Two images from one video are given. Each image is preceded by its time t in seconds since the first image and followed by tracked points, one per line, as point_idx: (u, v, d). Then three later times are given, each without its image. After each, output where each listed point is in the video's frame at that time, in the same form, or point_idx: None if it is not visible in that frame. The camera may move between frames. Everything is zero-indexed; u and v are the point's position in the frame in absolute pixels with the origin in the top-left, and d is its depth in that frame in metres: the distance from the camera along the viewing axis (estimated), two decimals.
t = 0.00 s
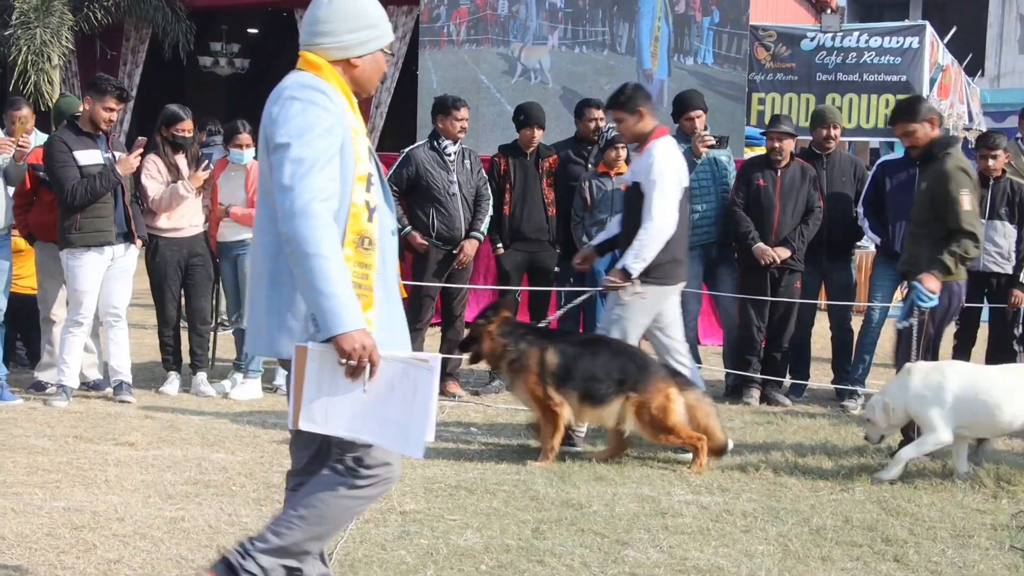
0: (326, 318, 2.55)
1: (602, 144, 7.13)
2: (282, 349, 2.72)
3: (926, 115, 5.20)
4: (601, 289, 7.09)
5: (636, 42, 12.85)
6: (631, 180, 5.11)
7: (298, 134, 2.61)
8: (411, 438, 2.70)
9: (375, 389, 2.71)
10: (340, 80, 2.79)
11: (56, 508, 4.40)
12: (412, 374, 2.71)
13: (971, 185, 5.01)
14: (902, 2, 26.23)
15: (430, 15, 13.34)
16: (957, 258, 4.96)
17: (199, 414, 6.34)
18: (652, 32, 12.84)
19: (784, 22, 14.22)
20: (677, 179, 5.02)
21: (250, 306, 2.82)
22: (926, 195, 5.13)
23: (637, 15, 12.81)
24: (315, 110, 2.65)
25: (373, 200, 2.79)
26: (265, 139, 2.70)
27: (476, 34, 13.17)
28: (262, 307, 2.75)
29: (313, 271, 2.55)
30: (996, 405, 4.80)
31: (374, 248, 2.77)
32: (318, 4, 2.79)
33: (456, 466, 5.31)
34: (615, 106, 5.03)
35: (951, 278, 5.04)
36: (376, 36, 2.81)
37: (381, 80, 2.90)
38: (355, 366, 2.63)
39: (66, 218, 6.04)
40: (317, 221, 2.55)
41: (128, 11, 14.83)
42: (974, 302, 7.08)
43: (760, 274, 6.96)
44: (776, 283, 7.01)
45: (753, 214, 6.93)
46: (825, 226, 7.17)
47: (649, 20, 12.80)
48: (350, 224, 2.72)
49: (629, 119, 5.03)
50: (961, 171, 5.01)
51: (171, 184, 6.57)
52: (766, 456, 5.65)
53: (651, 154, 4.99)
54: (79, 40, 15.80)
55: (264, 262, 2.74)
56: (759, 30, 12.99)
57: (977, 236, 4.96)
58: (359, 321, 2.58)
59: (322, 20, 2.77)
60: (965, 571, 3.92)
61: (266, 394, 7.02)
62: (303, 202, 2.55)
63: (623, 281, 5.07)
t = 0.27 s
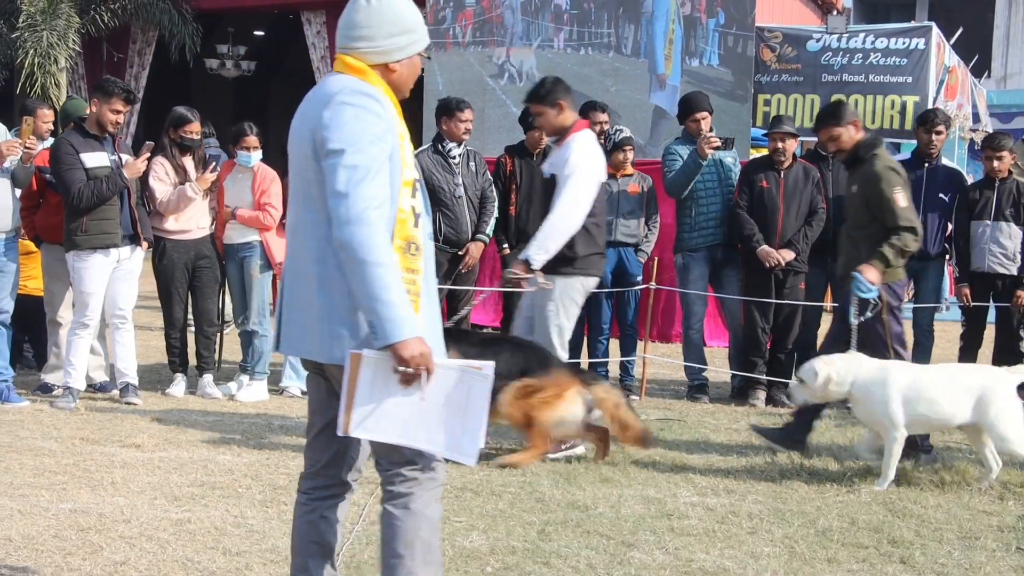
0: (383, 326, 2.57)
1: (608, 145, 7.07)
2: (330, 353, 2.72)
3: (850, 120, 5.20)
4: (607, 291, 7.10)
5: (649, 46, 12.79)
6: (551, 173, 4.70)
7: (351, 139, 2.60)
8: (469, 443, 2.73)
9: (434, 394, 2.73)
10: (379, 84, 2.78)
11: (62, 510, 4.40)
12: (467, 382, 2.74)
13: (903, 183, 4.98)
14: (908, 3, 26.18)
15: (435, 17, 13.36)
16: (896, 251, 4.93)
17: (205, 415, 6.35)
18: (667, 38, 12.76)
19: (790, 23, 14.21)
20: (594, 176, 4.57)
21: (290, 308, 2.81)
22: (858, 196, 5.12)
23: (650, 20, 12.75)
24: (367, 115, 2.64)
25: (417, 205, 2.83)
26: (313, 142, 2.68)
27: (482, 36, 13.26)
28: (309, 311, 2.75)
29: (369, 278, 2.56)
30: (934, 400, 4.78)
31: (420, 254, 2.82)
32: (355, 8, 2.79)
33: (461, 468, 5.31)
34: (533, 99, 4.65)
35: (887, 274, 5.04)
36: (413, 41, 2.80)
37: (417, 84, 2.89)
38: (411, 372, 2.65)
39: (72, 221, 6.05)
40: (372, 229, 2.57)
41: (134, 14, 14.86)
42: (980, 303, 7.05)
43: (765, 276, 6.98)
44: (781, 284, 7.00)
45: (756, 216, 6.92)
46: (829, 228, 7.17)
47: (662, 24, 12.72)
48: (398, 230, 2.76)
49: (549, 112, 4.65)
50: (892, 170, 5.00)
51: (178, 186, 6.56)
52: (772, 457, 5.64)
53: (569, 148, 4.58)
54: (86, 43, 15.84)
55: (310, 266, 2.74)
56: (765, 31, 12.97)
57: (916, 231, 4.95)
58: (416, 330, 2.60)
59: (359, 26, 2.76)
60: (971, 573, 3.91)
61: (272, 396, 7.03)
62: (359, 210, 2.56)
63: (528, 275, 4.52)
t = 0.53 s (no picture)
0: (471, 336, 2.60)
1: (613, 148, 7.17)
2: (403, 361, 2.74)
3: (777, 120, 5.19)
4: (610, 293, 7.11)
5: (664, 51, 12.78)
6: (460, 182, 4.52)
7: (425, 146, 2.60)
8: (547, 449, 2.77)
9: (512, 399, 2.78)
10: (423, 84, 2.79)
11: (67, 511, 4.41)
12: (545, 387, 2.81)
13: (827, 183, 5.09)
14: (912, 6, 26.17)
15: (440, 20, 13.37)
16: (827, 248, 4.94)
17: (209, 418, 6.36)
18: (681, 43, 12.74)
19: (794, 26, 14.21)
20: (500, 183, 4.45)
21: (350, 317, 2.82)
22: (784, 195, 5.17)
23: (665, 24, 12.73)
24: (437, 120, 2.65)
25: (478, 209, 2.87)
26: (379, 149, 2.67)
27: (485, 38, 13.26)
28: (378, 319, 2.75)
29: (452, 288, 2.59)
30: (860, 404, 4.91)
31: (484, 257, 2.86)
32: (395, 8, 2.80)
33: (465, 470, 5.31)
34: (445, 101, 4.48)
35: (816, 272, 5.00)
36: (453, 42, 2.82)
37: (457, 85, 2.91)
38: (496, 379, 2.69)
39: (77, 223, 6.06)
40: (453, 236, 2.60)
41: (139, 16, 14.88)
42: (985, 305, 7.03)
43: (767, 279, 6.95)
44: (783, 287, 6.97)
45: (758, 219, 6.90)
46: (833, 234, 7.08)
47: (676, 27, 12.70)
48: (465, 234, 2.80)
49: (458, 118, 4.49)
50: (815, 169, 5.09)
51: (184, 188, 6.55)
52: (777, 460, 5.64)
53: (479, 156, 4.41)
54: (90, 45, 15.87)
55: (375, 275, 2.75)
56: (769, 33, 12.97)
57: (841, 229, 5.02)
58: (500, 338, 2.65)
59: (400, 26, 2.78)
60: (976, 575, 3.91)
61: (275, 398, 7.03)
62: (439, 218, 2.58)
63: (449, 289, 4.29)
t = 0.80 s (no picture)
0: (543, 341, 2.64)
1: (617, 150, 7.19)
2: (461, 367, 2.75)
3: (718, 121, 5.05)
4: (615, 296, 7.11)
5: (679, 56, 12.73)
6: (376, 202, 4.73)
7: (485, 152, 2.61)
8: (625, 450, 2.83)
9: (586, 403, 2.85)
10: (465, 84, 2.79)
11: (71, 513, 4.42)
12: (616, 389, 2.87)
13: (765, 186, 4.98)
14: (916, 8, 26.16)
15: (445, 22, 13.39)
16: (760, 252, 4.91)
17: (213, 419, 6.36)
18: (695, 47, 12.63)
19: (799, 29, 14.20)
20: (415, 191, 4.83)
21: (399, 326, 2.81)
22: (721, 197, 5.10)
23: (678, 28, 12.68)
24: (491, 124, 2.66)
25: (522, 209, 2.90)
26: (433, 155, 2.66)
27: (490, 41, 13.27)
28: (433, 325, 2.76)
29: (521, 294, 2.62)
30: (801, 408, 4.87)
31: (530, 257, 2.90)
32: (433, 7, 2.80)
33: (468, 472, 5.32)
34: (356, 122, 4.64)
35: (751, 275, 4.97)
36: (492, 41, 2.83)
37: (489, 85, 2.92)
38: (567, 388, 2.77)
39: (83, 224, 6.07)
40: (518, 242, 2.63)
41: (143, 18, 14.90)
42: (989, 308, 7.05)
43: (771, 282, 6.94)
44: (789, 289, 6.92)
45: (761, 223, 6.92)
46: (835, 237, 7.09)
47: (690, 32, 12.61)
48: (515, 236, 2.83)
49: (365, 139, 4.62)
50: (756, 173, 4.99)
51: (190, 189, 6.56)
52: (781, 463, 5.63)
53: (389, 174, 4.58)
54: (95, 47, 15.90)
55: (428, 283, 2.75)
56: (773, 36, 12.96)
57: (777, 232, 4.96)
58: (569, 343, 2.70)
59: (440, 26, 2.77)
60: None
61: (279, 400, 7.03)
62: (504, 224, 2.61)
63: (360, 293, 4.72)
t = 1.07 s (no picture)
0: (577, 353, 2.76)
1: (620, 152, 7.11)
2: (485, 372, 2.82)
3: (643, 119, 5.28)
4: (618, 298, 7.11)
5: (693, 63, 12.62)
6: (312, 183, 5.22)
7: (525, 164, 2.71)
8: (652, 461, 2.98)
9: (616, 418, 2.99)
10: (494, 85, 2.91)
11: (73, 514, 4.42)
12: (640, 403, 3.02)
13: (689, 183, 5.25)
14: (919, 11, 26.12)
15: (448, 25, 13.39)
16: (685, 249, 5.19)
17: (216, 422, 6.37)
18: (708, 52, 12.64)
19: (802, 31, 14.19)
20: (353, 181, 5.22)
21: (425, 331, 2.87)
22: (646, 195, 5.33)
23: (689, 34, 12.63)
24: (529, 136, 2.75)
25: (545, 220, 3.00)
26: (473, 164, 2.75)
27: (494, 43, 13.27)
28: (460, 330, 2.83)
29: (557, 306, 2.72)
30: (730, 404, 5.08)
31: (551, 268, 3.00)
32: (459, 5, 2.91)
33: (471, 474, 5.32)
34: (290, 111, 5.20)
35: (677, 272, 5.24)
36: (515, 40, 2.95)
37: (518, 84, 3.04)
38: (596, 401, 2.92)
39: (86, 224, 6.08)
40: (555, 254, 2.73)
41: (146, 20, 14.92)
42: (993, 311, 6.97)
43: (777, 284, 6.97)
44: (794, 292, 7.00)
45: (767, 226, 6.94)
46: (839, 239, 7.16)
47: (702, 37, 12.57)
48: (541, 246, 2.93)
49: (305, 123, 5.27)
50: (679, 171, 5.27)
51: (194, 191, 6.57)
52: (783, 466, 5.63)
53: (326, 159, 5.18)
54: (99, 49, 15.91)
55: (457, 291, 2.83)
56: (777, 38, 12.96)
57: (702, 230, 5.24)
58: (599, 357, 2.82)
59: (466, 23, 2.88)
60: None
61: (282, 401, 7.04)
62: (543, 237, 2.71)
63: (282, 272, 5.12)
